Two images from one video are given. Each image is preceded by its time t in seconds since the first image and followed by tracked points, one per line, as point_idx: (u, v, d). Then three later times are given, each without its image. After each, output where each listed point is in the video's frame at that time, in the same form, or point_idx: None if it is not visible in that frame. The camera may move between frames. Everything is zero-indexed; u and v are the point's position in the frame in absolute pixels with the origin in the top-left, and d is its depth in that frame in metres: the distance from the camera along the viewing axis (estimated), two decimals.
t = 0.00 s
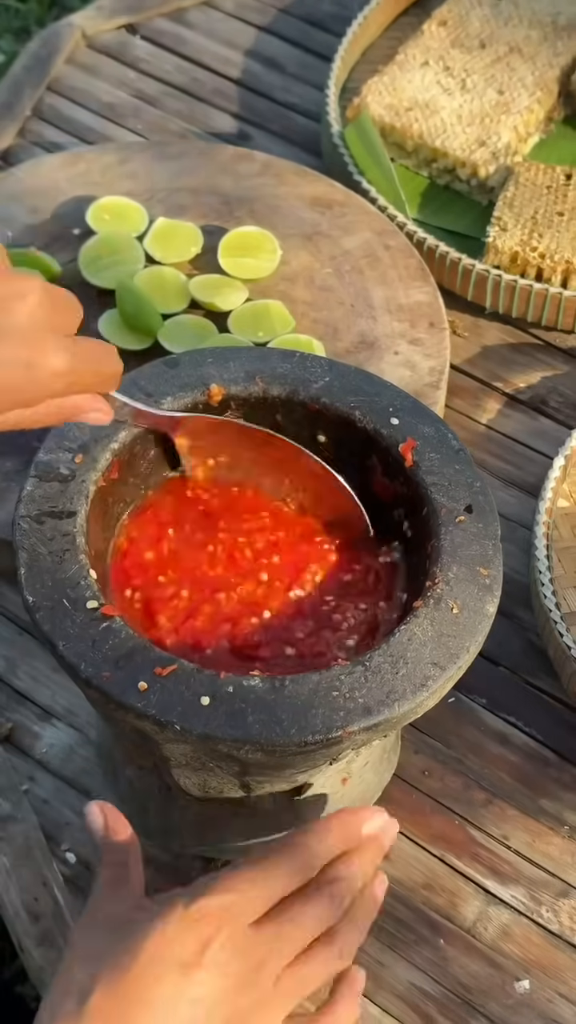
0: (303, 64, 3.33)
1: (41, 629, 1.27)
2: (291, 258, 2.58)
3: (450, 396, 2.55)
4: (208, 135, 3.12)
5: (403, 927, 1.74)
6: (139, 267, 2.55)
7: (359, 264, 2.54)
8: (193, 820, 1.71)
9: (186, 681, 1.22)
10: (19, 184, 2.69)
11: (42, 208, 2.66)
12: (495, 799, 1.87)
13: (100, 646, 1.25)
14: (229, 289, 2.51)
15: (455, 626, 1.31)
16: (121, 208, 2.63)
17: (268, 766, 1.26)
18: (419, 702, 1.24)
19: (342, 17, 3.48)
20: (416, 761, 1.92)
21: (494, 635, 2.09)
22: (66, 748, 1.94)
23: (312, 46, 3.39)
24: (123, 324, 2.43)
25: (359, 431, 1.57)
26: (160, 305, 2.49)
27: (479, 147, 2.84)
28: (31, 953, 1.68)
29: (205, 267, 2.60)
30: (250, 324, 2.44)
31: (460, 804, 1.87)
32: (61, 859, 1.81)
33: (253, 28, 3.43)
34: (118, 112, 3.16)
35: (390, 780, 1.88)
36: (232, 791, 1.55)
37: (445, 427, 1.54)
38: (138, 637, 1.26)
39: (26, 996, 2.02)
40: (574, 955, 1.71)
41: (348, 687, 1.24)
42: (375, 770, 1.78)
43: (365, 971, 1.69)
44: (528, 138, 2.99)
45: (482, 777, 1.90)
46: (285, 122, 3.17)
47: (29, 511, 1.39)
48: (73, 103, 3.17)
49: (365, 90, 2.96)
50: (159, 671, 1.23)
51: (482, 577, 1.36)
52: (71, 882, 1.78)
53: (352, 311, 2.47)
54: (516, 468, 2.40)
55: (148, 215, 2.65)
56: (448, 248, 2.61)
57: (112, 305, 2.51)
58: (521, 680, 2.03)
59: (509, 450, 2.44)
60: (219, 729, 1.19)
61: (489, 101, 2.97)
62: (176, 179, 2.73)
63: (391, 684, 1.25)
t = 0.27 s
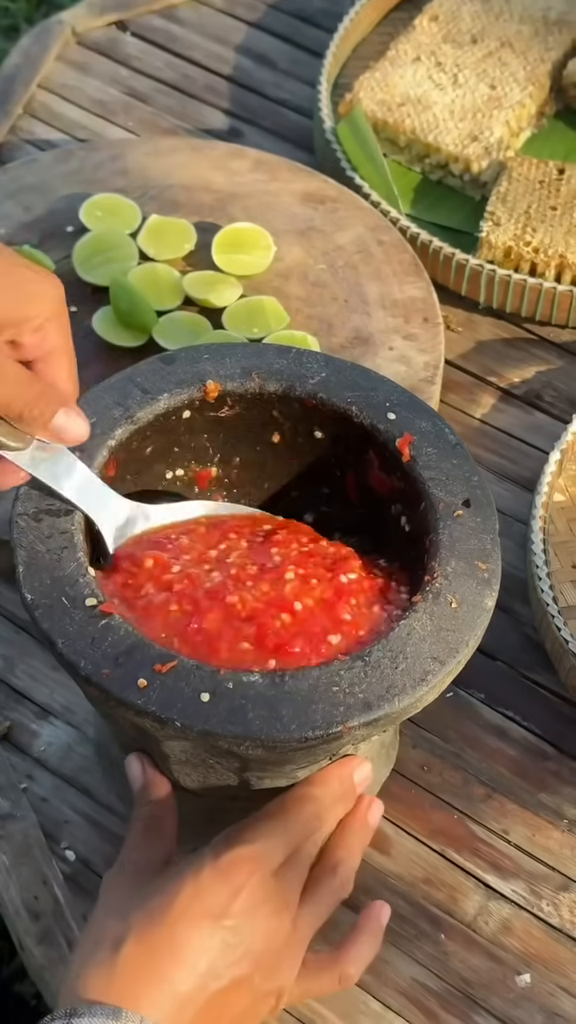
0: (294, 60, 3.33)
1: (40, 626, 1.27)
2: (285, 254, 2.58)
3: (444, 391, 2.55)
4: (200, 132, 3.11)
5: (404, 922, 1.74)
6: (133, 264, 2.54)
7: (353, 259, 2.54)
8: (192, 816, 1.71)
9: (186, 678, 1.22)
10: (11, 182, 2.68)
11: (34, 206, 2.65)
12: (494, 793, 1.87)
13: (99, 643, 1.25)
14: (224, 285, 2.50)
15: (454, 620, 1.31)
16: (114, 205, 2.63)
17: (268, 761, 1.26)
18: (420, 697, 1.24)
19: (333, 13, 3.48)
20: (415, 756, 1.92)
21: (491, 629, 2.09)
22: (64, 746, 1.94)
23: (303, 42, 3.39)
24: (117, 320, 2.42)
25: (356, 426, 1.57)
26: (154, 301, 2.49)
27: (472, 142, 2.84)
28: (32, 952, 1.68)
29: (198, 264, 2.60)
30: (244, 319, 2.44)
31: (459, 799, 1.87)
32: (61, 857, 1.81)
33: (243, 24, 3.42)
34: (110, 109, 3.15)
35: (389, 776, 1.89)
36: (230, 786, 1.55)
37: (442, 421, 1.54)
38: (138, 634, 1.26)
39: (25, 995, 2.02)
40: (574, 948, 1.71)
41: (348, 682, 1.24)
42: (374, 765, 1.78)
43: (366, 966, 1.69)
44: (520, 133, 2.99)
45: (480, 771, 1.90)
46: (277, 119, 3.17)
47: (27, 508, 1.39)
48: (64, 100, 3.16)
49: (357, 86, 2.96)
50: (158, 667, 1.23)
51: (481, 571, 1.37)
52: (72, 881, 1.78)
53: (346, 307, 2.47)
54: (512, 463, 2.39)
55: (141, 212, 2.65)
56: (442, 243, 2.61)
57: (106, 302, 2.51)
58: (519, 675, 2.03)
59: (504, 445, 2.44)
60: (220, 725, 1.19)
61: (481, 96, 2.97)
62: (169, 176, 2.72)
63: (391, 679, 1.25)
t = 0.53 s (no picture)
0: (286, 57, 3.33)
1: (41, 623, 1.27)
2: (279, 251, 2.58)
3: (439, 387, 2.55)
4: (192, 129, 3.11)
5: (405, 917, 1.74)
6: (127, 262, 2.54)
7: (347, 256, 2.54)
8: (192, 813, 1.71)
9: (187, 674, 1.22)
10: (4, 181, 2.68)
11: (27, 204, 2.65)
12: (494, 787, 1.88)
13: (100, 641, 1.25)
14: (218, 283, 2.51)
15: (453, 615, 1.31)
16: (107, 203, 2.62)
17: (269, 757, 1.26)
18: (421, 691, 1.25)
19: (324, 10, 3.48)
20: (414, 751, 1.93)
21: (488, 624, 2.09)
22: (63, 745, 1.94)
23: (294, 38, 3.38)
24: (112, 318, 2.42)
25: (354, 422, 1.57)
26: (149, 299, 2.48)
27: (464, 137, 2.84)
28: (33, 950, 1.68)
29: (193, 262, 2.60)
30: (239, 316, 2.44)
31: (459, 793, 1.87)
32: (62, 855, 1.81)
33: (234, 21, 3.42)
34: (102, 106, 3.14)
35: (389, 771, 1.89)
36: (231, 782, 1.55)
37: (439, 417, 1.54)
38: (138, 631, 1.26)
39: (25, 994, 2.02)
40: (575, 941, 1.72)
41: (349, 677, 1.24)
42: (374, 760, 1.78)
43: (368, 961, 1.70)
44: (512, 128, 2.99)
45: (480, 765, 1.91)
46: (270, 115, 3.16)
47: (26, 506, 1.39)
48: (56, 98, 3.15)
49: (349, 82, 2.96)
50: (160, 664, 1.23)
51: (480, 566, 1.37)
52: (73, 879, 1.78)
53: (341, 303, 2.47)
54: (508, 458, 2.40)
55: (135, 210, 2.64)
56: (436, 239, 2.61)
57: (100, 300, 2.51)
58: (516, 669, 2.03)
59: (499, 440, 2.45)
60: (222, 721, 1.19)
61: (473, 91, 2.97)
62: (163, 173, 2.72)
63: (392, 673, 1.25)
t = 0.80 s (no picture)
0: (278, 54, 3.32)
1: (44, 619, 1.27)
2: (275, 248, 2.57)
3: (436, 382, 2.55)
4: (186, 126, 3.11)
5: (408, 911, 1.75)
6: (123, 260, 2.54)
7: (343, 252, 2.53)
8: (195, 810, 1.72)
9: (191, 670, 1.22)
10: None
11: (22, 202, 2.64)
12: (495, 781, 1.88)
13: (104, 637, 1.25)
14: (214, 279, 2.49)
15: (456, 609, 1.32)
16: (103, 202, 2.62)
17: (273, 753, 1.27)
18: (424, 684, 1.25)
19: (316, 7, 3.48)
20: (414, 746, 1.93)
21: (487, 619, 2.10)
22: (64, 742, 1.94)
23: (286, 35, 3.38)
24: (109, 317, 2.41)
25: (354, 417, 1.57)
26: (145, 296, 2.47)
27: (458, 133, 2.84)
28: (37, 947, 1.68)
29: (188, 259, 2.59)
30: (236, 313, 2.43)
31: (460, 788, 1.88)
32: (63, 852, 1.81)
33: (226, 18, 3.41)
34: (95, 104, 3.14)
35: (390, 766, 1.89)
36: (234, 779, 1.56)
37: (439, 411, 1.54)
38: (142, 628, 1.26)
39: (26, 992, 2.02)
40: None
41: (352, 671, 1.24)
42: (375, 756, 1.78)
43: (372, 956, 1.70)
44: (506, 123, 2.99)
45: (480, 759, 1.91)
46: (263, 112, 3.16)
47: (27, 504, 1.39)
48: (49, 96, 3.15)
49: (342, 78, 2.95)
50: (163, 660, 1.23)
51: (481, 559, 1.37)
52: (75, 876, 1.78)
53: (337, 299, 2.47)
54: (505, 453, 2.40)
55: (130, 208, 2.64)
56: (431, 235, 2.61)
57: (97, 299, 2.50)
58: (516, 663, 2.04)
59: (496, 434, 2.45)
60: (225, 717, 1.19)
61: (467, 87, 2.97)
62: (157, 171, 2.72)
63: (395, 667, 1.25)
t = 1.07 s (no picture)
0: (271, 51, 3.32)
1: (45, 616, 1.27)
2: (270, 244, 2.57)
3: (432, 378, 2.55)
4: (179, 124, 3.10)
5: (410, 905, 1.75)
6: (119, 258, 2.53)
7: (338, 248, 2.53)
8: (196, 805, 1.72)
9: (193, 666, 1.23)
10: None
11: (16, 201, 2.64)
12: (495, 775, 1.89)
13: (106, 634, 1.26)
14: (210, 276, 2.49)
15: (456, 603, 1.32)
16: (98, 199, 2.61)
17: (276, 748, 1.27)
18: (425, 679, 1.25)
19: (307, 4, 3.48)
20: (415, 740, 1.93)
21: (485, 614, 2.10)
22: (64, 740, 1.94)
23: (278, 33, 3.38)
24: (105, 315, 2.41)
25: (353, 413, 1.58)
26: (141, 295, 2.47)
27: (451, 129, 2.84)
28: (40, 945, 1.67)
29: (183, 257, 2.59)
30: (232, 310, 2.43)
31: (460, 782, 1.88)
32: (65, 850, 1.81)
33: (218, 16, 3.41)
34: (88, 102, 3.13)
35: (390, 761, 1.90)
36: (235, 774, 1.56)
37: (438, 407, 1.55)
38: (144, 625, 1.27)
39: (27, 991, 2.02)
40: None
41: (354, 666, 1.24)
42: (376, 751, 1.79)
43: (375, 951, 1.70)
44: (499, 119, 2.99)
45: (481, 753, 1.92)
46: (256, 110, 3.16)
47: (27, 501, 1.39)
48: (41, 95, 3.14)
49: (335, 75, 2.95)
50: (165, 656, 1.23)
51: (481, 554, 1.37)
52: (77, 874, 1.78)
53: (333, 295, 2.47)
54: (502, 447, 2.40)
55: (124, 205, 2.63)
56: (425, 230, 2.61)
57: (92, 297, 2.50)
58: (515, 657, 2.04)
59: (493, 429, 2.45)
60: (228, 712, 1.19)
61: (459, 83, 2.98)
62: (151, 169, 2.71)
63: (397, 662, 1.26)
